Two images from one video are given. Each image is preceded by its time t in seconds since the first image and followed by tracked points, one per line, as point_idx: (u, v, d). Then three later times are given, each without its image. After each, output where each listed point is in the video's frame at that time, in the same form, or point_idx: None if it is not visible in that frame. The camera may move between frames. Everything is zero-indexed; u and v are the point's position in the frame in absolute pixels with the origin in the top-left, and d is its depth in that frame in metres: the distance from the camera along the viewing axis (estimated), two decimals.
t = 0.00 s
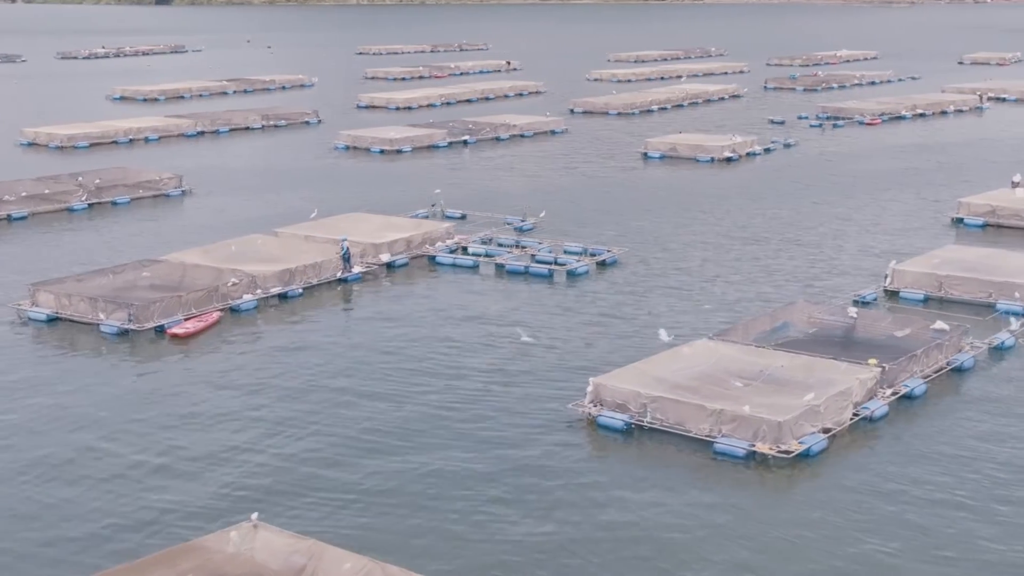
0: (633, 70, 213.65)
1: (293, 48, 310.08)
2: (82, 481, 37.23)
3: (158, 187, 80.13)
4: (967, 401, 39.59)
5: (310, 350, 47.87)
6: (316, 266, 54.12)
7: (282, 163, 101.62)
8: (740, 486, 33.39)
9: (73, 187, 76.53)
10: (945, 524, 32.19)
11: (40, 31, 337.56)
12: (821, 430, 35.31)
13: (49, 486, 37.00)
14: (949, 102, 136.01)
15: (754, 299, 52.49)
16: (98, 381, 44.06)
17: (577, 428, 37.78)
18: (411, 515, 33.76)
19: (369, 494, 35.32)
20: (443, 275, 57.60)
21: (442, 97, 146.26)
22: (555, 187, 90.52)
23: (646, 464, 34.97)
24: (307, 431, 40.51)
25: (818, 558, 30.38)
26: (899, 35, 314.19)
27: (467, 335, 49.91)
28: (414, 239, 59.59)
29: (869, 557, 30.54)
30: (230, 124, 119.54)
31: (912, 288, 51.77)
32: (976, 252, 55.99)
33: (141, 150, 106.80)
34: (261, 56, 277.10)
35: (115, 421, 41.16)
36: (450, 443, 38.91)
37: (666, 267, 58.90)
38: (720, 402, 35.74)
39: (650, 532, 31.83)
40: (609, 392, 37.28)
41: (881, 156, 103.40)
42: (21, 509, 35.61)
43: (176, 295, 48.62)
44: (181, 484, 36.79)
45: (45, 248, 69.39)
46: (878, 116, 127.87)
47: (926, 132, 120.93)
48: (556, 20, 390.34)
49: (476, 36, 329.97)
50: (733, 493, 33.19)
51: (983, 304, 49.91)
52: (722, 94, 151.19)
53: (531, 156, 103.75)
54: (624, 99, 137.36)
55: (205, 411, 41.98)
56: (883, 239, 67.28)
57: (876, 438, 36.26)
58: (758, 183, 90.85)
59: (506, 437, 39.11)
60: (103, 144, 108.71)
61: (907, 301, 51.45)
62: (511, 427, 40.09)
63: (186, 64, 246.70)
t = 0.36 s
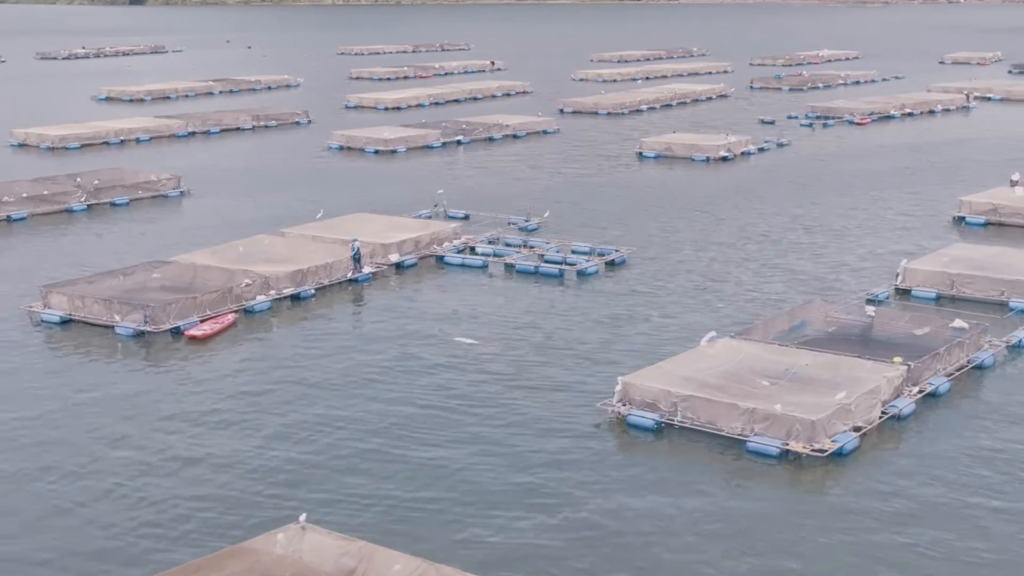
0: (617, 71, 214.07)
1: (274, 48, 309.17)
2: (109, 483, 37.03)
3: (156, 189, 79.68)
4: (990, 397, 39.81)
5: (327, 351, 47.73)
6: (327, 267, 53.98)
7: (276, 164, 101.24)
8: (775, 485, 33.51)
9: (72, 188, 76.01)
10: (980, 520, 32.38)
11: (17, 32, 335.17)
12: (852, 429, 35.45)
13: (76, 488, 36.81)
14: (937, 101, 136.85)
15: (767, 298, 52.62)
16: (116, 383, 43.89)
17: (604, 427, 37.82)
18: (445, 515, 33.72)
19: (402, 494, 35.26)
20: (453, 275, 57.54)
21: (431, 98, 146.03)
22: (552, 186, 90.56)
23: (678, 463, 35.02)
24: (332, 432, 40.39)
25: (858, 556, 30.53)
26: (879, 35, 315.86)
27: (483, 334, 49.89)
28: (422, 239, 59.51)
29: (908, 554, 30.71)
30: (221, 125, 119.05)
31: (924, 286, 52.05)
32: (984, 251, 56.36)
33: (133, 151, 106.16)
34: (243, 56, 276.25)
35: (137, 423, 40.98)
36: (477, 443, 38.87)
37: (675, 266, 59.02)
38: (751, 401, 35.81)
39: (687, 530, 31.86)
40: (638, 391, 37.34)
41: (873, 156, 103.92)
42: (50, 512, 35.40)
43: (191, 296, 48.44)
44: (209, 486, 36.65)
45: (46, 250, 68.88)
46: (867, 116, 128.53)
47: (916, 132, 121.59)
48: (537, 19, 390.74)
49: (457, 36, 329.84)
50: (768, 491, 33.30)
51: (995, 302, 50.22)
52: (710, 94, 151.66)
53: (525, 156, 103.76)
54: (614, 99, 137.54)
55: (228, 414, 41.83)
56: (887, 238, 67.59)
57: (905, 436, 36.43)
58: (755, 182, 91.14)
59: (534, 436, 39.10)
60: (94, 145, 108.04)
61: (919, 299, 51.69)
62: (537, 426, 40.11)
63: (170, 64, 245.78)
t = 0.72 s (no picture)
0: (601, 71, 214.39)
1: (255, 49, 308.19)
2: (136, 486, 36.89)
3: (154, 189, 79.16)
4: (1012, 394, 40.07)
5: (344, 351, 47.64)
6: (339, 267, 53.85)
7: (271, 164, 100.91)
8: (809, 484, 33.66)
9: (71, 189, 75.46)
10: (1015, 515, 32.61)
11: None
12: (882, 426, 35.67)
13: (103, 491, 36.65)
14: (924, 100, 137.76)
15: (780, 296, 52.79)
16: (135, 385, 43.71)
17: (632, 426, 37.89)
18: (480, 515, 33.72)
19: (435, 493, 35.25)
20: (463, 275, 57.49)
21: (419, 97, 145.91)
22: (550, 185, 90.60)
23: (710, 461, 35.15)
24: (357, 432, 40.31)
25: (897, 555, 30.71)
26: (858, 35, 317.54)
27: (498, 332, 49.90)
28: (431, 239, 59.44)
29: (946, 552, 30.93)
30: (211, 125, 118.50)
31: (936, 284, 52.37)
32: (991, 248, 56.75)
33: (124, 151, 105.53)
34: (224, 56, 275.13)
35: (160, 426, 40.82)
36: (505, 441, 38.90)
37: (684, 264, 59.16)
38: (782, 399, 36.00)
39: (725, 529, 31.97)
40: (667, 389, 37.47)
41: (865, 155, 104.50)
42: (79, 514, 35.25)
43: (206, 297, 48.25)
44: (238, 488, 36.53)
45: (48, 251, 68.37)
46: (855, 115, 129.20)
47: (905, 131, 122.26)
48: (517, 19, 390.90)
49: (438, 36, 329.69)
50: (804, 490, 33.45)
51: (1007, 300, 50.51)
52: (697, 93, 152.18)
53: (519, 155, 103.81)
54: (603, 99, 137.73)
55: (251, 416, 41.71)
56: (889, 236, 67.96)
57: (932, 434, 36.67)
58: (751, 180, 91.47)
59: (561, 434, 39.14)
60: (85, 145, 107.39)
61: (930, 297, 51.98)
62: (563, 424, 40.15)
63: (151, 63, 244.66)
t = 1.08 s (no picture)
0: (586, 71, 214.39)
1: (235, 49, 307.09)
2: (165, 490, 36.73)
3: (153, 190, 78.73)
4: None
5: (362, 350, 47.55)
6: (350, 267, 53.70)
7: (265, 164, 100.60)
8: (843, 483, 33.81)
9: (70, 190, 74.99)
10: None
11: None
12: (912, 424, 35.91)
13: (132, 494, 36.50)
14: (912, 100, 138.49)
15: (792, 296, 52.92)
16: (154, 387, 43.54)
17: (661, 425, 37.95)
18: (515, 515, 33.72)
19: (468, 495, 35.23)
20: (473, 275, 57.41)
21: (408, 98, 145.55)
22: (548, 185, 90.57)
23: (742, 459, 35.29)
24: (382, 433, 40.24)
25: (936, 553, 30.88)
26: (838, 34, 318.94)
27: (514, 332, 49.86)
28: (439, 239, 59.35)
29: (985, 548, 31.11)
30: (202, 126, 117.89)
31: (947, 282, 52.65)
32: (999, 246, 57.09)
33: (116, 152, 104.88)
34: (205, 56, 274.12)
35: (182, 429, 40.66)
36: (532, 440, 38.89)
37: (693, 263, 59.24)
38: (812, 397, 36.17)
39: (764, 528, 32.06)
40: (696, 387, 37.56)
41: (859, 154, 104.92)
42: (110, 519, 35.07)
43: (221, 298, 48.06)
44: (267, 491, 36.45)
45: (49, 252, 67.89)
46: (845, 114, 129.68)
47: (895, 130, 122.77)
48: (496, 19, 390.88)
49: (419, 36, 329.11)
50: (838, 488, 33.60)
51: (1019, 298, 50.83)
52: (685, 93, 152.49)
53: (514, 155, 103.75)
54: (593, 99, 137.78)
55: (275, 418, 41.57)
56: (893, 235, 68.23)
57: (960, 431, 36.86)
58: (748, 179, 91.69)
59: (588, 433, 39.16)
60: (77, 146, 106.74)
61: (941, 295, 52.25)
62: (589, 423, 40.17)
63: (132, 63, 243.26)
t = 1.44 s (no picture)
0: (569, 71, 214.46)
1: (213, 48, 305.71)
2: (196, 494, 36.61)
3: (152, 191, 78.36)
4: None
5: (381, 350, 47.49)
6: (363, 267, 53.58)
7: (258, 164, 100.24)
8: (881, 483, 34.04)
9: (70, 191, 74.54)
10: None
11: None
12: (945, 421, 36.28)
13: (163, 499, 36.35)
14: (899, 99, 139.23)
15: (806, 294, 53.11)
16: (176, 390, 43.39)
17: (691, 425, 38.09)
18: (555, 516, 33.77)
19: (505, 496, 35.26)
20: (484, 275, 57.37)
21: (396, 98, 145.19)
22: (545, 185, 90.62)
23: (776, 458, 35.54)
24: (411, 434, 40.22)
25: (978, 552, 31.14)
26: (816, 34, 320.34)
27: (531, 332, 49.89)
28: (448, 239, 59.30)
29: None
30: (191, 126, 117.35)
31: (958, 281, 52.98)
32: (1007, 244, 57.47)
33: (108, 153, 104.30)
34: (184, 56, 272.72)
35: (208, 432, 40.53)
36: (563, 441, 38.93)
37: (702, 263, 59.39)
38: (845, 395, 36.51)
39: (805, 528, 32.26)
40: (727, 387, 37.81)
41: (851, 153, 105.38)
42: (143, 523, 34.90)
43: (239, 299, 47.93)
44: (300, 494, 36.36)
45: (52, 254, 67.44)
46: (833, 113, 130.20)
47: (884, 129, 123.42)
48: (474, 19, 390.65)
49: (398, 36, 328.45)
50: (875, 489, 33.82)
51: None
52: (671, 93, 152.81)
53: (508, 154, 103.75)
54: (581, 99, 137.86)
55: (302, 421, 41.48)
56: (896, 233, 68.56)
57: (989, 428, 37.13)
58: (744, 178, 91.96)
59: (619, 433, 39.22)
60: (67, 147, 106.05)
61: (954, 294, 52.58)
62: (618, 423, 40.24)
63: (111, 63, 241.71)
